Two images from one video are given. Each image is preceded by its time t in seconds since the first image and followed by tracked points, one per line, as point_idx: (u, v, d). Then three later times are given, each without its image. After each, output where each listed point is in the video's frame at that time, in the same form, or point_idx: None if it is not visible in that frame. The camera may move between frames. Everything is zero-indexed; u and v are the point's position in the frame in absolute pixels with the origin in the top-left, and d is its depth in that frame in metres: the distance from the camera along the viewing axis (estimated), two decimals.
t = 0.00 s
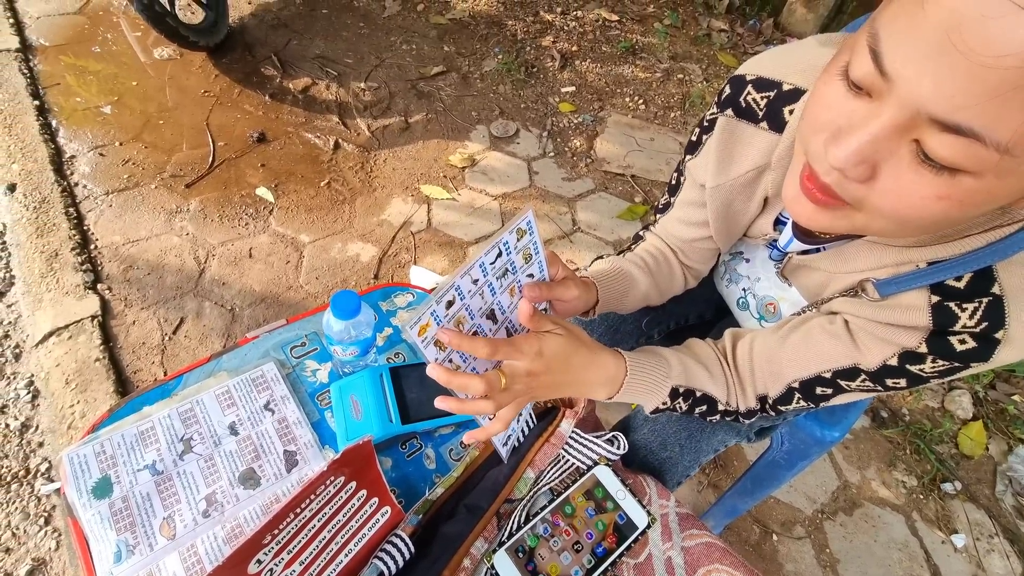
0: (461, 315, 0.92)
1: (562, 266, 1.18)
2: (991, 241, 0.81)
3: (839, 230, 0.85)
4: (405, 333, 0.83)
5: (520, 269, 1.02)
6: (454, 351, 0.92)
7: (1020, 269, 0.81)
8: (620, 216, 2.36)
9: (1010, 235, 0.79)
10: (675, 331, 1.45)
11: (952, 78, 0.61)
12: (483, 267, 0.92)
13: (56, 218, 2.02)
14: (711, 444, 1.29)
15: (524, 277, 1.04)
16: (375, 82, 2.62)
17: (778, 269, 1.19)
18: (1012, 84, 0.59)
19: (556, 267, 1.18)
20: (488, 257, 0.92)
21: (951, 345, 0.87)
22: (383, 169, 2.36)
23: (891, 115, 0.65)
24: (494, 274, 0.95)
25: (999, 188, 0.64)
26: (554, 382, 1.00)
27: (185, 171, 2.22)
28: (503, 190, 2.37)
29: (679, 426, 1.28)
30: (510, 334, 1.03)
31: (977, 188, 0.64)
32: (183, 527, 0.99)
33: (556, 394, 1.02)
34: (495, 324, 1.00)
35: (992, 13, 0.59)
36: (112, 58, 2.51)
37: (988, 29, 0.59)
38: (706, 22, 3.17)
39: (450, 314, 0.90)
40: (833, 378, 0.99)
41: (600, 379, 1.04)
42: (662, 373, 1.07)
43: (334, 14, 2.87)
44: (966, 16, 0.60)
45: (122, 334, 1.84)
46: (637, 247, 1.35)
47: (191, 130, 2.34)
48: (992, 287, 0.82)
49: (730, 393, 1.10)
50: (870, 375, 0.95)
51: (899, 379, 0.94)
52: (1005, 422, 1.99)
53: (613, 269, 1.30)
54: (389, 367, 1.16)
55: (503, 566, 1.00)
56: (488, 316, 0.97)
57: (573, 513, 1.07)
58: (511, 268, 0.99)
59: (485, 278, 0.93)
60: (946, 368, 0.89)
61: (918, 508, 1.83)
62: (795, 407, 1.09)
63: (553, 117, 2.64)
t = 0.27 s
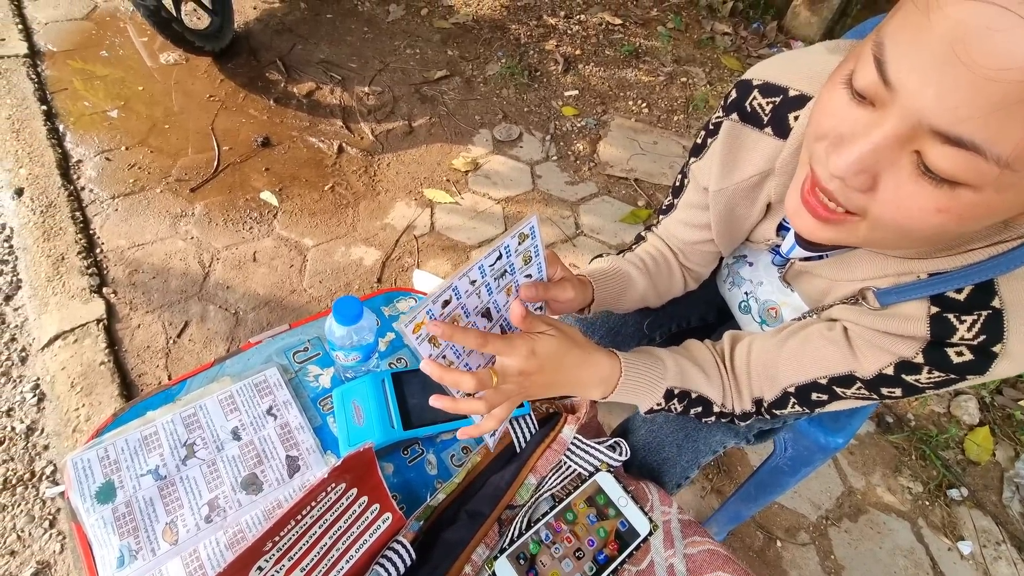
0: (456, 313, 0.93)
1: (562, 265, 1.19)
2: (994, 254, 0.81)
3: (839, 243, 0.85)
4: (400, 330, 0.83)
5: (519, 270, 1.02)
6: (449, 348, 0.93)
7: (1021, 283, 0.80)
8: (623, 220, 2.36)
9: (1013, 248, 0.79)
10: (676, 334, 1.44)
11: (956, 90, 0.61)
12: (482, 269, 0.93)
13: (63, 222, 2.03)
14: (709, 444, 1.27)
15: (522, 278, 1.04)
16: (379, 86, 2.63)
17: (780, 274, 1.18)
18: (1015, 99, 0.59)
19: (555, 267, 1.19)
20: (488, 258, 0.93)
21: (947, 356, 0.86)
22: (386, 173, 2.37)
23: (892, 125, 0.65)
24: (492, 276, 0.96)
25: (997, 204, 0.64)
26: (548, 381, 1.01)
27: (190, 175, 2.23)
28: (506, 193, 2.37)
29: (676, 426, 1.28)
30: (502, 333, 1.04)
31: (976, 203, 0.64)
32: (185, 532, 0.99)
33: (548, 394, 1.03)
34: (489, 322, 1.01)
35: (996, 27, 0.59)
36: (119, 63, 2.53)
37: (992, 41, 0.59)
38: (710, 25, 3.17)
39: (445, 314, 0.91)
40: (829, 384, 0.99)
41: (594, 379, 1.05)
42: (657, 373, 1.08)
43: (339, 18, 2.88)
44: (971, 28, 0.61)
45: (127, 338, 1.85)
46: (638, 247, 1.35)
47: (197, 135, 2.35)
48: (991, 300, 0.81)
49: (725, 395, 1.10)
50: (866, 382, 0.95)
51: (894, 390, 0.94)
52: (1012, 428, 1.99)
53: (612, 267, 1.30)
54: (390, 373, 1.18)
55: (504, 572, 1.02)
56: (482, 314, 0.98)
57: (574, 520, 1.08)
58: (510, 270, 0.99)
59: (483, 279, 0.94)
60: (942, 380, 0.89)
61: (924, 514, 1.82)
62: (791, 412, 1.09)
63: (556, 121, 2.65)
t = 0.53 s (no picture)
0: (454, 308, 0.94)
1: (563, 267, 1.21)
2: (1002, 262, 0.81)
3: (847, 244, 0.85)
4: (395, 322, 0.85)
5: (516, 268, 1.02)
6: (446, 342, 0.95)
7: None
8: (627, 223, 2.36)
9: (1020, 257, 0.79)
10: (681, 338, 1.45)
11: (971, 98, 0.61)
12: (478, 263, 0.93)
13: (70, 226, 2.04)
14: (714, 449, 1.27)
15: (521, 275, 1.04)
16: (383, 90, 2.64)
17: (785, 279, 1.18)
18: None
19: (556, 268, 1.22)
20: (483, 254, 0.93)
21: (957, 364, 0.86)
22: (391, 177, 2.37)
23: (905, 133, 0.65)
24: (489, 271, 0.97)
25: (1011, 212, 0.64)
26: (553, 382, 1.02)
27: (196, 179, 2.24)
28: (510, 197, 2.37)
29: (680, 429, 1.28)
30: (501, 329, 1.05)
31: (989, 211, 0.64)
32: (191, 536, 1.00)
33: (555, 395, 1.05)
34: (487, 318, 1.01)
35: (1012, 35, 0.59)
36: (126, 67, 2.54)
37: (1008, 50, 0.59)
38: (713, 29, 3.17)
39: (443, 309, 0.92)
40: (835, 391, 0.99)
41: (599, 381, 1.06)
42: (661, 377, 1.08)
43: (343, 23, 2.89)
44: (986, 36, 0.60)
45: (133, 341, 1.86)
46: (642, 251, 1.35)
47: (203, 139, 2.36)
48: (1002, 307, 0.80)
49: (730, 399, 1.10)
50: (873, 390, 0.95)
51: (902, 397, 0.93)
52: (1019, 433, 1.98)
53: (617, 271, 1.31)
54: (394, 377, 1.18)
55: None
56: (480, 311, 0.99)
57: (578, 525, 1.07)
58: (507, 266, 1.00)
59: (479, 273, 0.95)
60: (951, 387, 0.88)
61: (930, 520, 1.81)
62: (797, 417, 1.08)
63: (560, 125, 2.65)
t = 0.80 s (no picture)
0: (444, 284, 0.93)
1: (561, 263, 1.20)
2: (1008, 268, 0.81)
3: (850, 244, 0.85)
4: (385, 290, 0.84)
5: (511, 255, 1.02)
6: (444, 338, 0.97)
7: None
8: (628, 225, 2.36)
9: None
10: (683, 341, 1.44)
11: (979, 93, 0.61)
12: (470, 242, 0.94)
13: (73, 228, 2.05)
14: (717, 453, 1.28)
15: (515, 263, 1.04)
16: (385, 93, 2.64)
17: (789, 283, 1.17)
18: None
19: (553, 264, 1.20)
20: (476, 233, 0.94)
21: (964, 372, 0.85)
22: (392, 180, 2.38)
23: (912, 126, 0.65)
24: (482, 252, 0.97)
25: (1011, 214, 0.63)
26: (560, 365, 1.04)
27: (198, 182, 2.25)
28: (512, 199, 2.37)
29: (684, 432, 1.27)
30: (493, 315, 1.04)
31: (990, 211, 0.63)
32: (192, 540, 1.00)
33: (560, 378, 1.07)
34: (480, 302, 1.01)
35: None
36: (129, 70, 2.55)
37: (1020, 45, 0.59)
38: (715, 30, 3.17)
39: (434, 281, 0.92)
40: (841, 396, 0.98)
41: (603, 365, 1.07)
42: (664, 373, 1.08)
43: (345, 26, 2.90)
44: (999, 31, 0.60)
45: (135, 343, 1.86)
46: (644, 254, 1.35)
47: (205, 141, 2.37)
48: (1011, 315, 0.80)
49: (733, 400, 1.09)
50: (878, 396, 0.94)
51: (907, 403, 0.93)
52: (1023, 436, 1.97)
53: (618, 273, 1.31)
54: (395, 381, 1.18)
55: None
56: (473, 293, 0.98)
57: (579, 529, 1.07)
58: (501, 252, 1.00)
59: (473, 253, 0.95)
60: (958, 395, 0.88)
61: (934, 523, 1.80)
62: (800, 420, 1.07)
63: (561, 127, 2.65)
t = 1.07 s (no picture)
0: (459, 284, 0.96)
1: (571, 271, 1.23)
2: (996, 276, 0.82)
3: (838, 253, 0.86)
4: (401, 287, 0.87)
5: (527, 262, 1.04)
6: (446, 315, 0.97)
7: None
8: (628, 228, 2.37)
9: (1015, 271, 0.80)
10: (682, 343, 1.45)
11: (954, 108, 0.62)
12: (490, 248, 0.95)
13: (78, 240, 2.07)
14: (717, 454, 1.28)
15: (530, 268, 1.06)
16: (385, 100, 2.67)
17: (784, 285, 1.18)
18: (1009, 120, 0.60)
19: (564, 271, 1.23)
20: (496, 240, 0.95)
21: (954, 375, 0.87)
22: (393, 186, 2.40)
23: (892, 138, 0.66)
24: (499, 258, 0.98)
25: (985, 225, 0.65)
26: (550, 349, 1.06)
27: (201, 191, 2.27)
28: (512, 203, 2.39)
29: (683, 434, 1.29)
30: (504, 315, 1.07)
31: (966, 222, 0.65)
32: (200, 545, 1.02)
33: (552, 364, 1.09)
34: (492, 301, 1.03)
35: (999, 48, 0.60)
36: (131, 82, 2.58)
37: (993, 62, 0.60)
38: (712, 32, 3.18)
39: (451, 283, 0.93)
40: (835, 398, 0.99)
41: (597, 355, 1.08)
42: (659, 367, 1.09)
43: (345, 34, 2.92)
44: (975, 47, 0.61)
45: (141, 353, 1.88)
46: (649, 256, 1.36)
47: (208, 151, 2.39)
48: (998, 320, 0.82)
49: (728, 397, 1.11)
50: (872, 398, 0.95)
51: (900, 405, 0.94)
52: None
53: (623, 278, 1.32)
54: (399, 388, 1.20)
55: None
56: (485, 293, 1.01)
57: (581, 532, 1.08)
58: (518, 258, 1.01)
59: (490, 258, 0.96)
60: (949, 397, 0.90)
61: (938, 522, 1.81)
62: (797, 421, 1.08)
63: (560, 130, 2.67)
